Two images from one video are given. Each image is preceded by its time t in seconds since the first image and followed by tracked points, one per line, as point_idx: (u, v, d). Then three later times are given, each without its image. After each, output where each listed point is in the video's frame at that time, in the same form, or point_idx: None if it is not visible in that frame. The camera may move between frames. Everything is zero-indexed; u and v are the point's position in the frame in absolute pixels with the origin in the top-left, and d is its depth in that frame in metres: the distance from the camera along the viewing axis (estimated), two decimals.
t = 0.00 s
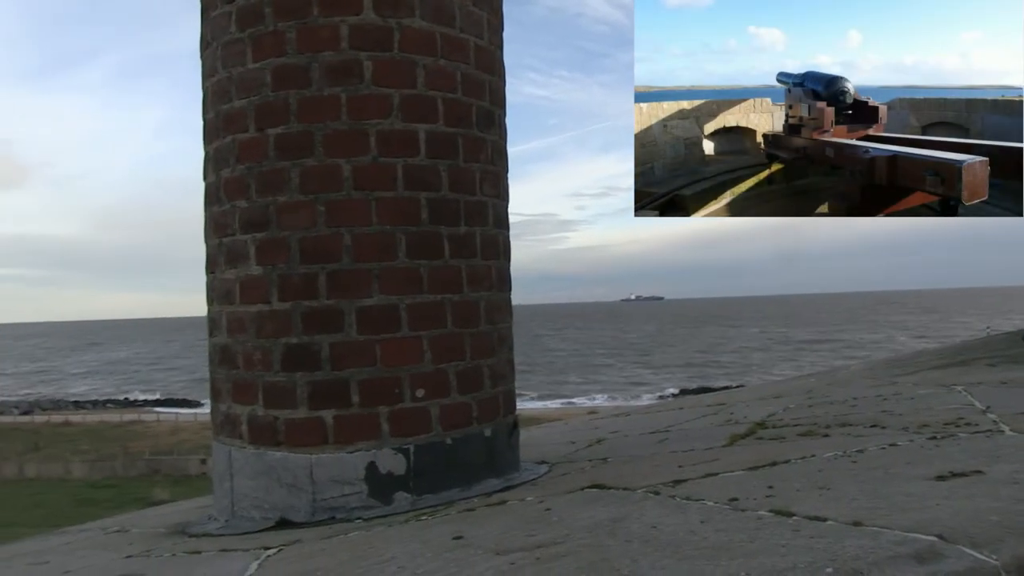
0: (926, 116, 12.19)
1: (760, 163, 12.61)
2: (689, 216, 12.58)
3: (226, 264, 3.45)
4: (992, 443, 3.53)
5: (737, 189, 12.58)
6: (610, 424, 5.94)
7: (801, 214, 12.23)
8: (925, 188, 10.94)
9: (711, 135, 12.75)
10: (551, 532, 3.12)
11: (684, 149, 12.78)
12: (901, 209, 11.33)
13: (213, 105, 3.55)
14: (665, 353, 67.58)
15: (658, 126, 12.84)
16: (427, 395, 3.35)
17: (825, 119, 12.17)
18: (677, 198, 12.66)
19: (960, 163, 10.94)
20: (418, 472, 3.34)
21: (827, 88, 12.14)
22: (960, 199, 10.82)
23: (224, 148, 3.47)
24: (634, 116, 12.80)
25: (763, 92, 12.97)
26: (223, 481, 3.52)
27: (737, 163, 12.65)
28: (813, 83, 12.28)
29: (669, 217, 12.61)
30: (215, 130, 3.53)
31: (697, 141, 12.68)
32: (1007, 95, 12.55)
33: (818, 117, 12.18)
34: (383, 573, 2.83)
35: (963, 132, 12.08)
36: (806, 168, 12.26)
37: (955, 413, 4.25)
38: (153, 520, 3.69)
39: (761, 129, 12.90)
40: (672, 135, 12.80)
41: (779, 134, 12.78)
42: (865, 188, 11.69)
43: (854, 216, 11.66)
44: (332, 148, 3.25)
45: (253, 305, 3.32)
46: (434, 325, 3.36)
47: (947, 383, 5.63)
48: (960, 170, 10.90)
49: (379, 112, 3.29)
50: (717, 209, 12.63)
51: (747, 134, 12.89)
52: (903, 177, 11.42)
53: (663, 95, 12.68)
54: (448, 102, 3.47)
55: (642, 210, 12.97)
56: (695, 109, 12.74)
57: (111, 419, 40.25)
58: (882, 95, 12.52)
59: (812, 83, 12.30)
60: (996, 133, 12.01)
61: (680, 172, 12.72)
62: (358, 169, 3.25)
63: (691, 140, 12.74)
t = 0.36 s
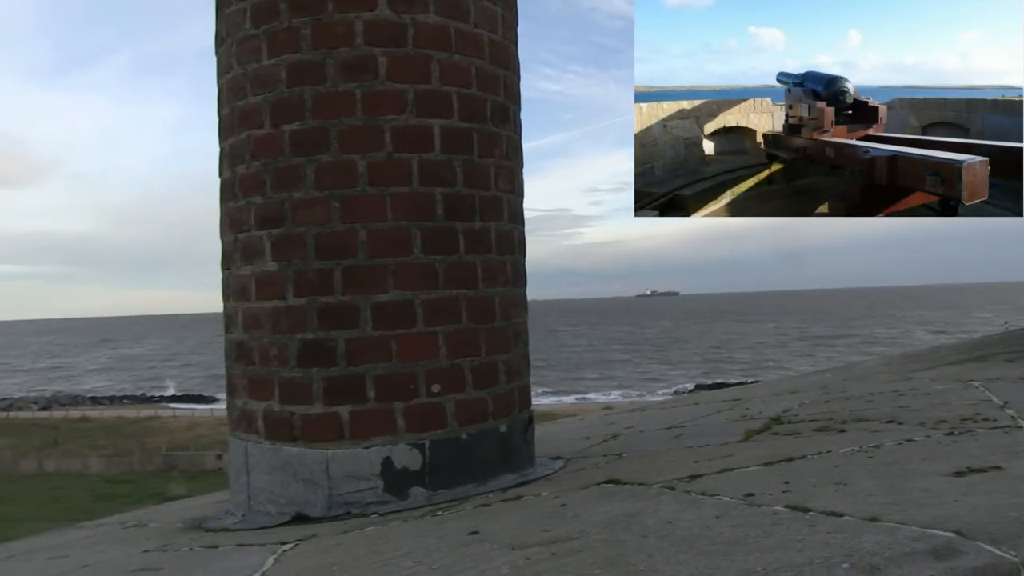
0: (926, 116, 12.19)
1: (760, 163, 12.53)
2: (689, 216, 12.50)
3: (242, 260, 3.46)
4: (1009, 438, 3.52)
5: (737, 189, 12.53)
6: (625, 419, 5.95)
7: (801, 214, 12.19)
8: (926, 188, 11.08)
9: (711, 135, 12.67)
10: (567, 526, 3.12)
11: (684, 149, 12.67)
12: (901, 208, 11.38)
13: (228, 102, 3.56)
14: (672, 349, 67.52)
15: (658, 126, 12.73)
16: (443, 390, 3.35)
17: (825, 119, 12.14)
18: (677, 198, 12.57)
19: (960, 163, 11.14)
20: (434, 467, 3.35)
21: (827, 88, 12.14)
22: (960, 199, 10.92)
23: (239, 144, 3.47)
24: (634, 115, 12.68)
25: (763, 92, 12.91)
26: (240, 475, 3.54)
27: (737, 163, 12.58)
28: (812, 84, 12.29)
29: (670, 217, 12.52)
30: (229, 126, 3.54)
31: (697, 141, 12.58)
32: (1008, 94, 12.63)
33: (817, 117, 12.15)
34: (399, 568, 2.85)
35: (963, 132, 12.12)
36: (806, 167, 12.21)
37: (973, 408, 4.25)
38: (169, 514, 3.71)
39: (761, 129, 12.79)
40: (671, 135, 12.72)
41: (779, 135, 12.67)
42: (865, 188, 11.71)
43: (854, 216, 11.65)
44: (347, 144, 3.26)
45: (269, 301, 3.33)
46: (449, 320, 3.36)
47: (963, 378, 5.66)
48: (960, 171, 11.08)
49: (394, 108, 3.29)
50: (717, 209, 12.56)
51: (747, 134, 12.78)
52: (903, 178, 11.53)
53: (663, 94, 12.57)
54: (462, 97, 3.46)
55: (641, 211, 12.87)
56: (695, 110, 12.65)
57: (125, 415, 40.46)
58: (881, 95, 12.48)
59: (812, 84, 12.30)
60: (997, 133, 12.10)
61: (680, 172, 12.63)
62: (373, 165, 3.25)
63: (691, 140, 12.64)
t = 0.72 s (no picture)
0: (926, 116, 12.17)
1: (760, 162, 12.55)
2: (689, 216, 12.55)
3: (258, 253, 3.47)
4: None
5: (737, 189, 12.57)
6: (639, 412, 5.96)
7: (801, 213, 12.27)
8: (926, 188, 11.12)
9: (711, 135, 12.68)
10: (583, 520, 3.12)
11: (684, 149, 12.68)
12: (902, 209, 11.47)
13: (244, 96, 3.57)
14: (684, 343, 67.48)
15: (658, 126, 12.72)
16: (459, 382, 3.35)
17: (824, 120, 12.13)
18: (677, 198, 12.61)
19: (959, 163, 11.15)
20: (451, 459, 3.35)
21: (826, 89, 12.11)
22: (959, 199, 10.97)
23: (256, 137, 3.48)
24: (634, 116, 12.65)
25: (763, 92, 12.88)
26: (257, 468, 3.56)
27: (737, 163, 12.60)
28: (812, 84, 12.25)
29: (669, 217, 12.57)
30: (246, 120, 3.55)
31: (697, 141, 12.58)
32: (1008, 94, 12.54)
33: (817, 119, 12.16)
34: (416, 560, 2.86)
35: (962, 133, 12.07)
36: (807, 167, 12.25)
37: (993, 402, 4.21)
38: (187, 506, 3.74)
39: (761, 129, 12.79)
40: (672, 135, 12.71)
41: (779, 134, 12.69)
42: (866, 188, 11.78)
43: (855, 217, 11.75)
44: (363, 137, 3.26)
45: (286, 294, 3.33)
46: (465, 313, 3.36)
47: (982, 371, 5.60)
48: (960, 171, 11.09)
49: (410, 101, 3.29)
50: (717, 209, 12.57)
51: (747, 135, 12.77)
52: (903, 179, 11.56)
53: (662, 94, 12.56)
54: (478, 90, 3.45)
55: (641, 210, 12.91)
56: (695, 110, 12.63)
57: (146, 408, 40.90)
58: (881, 95, 12.47)
59: (811, 84, 12.27)
60: (997, 134, 12.01)
61: (680, 172, 12.66)
62: (389, 158, 3.25)
63: (691, 142, 12.64)
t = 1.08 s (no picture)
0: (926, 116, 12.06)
1: (760, 163, 12.50)
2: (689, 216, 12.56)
3: (278, 247, 3.49)
4: None
5: (737, 189, 12.55)
6: (659, 405, 5.96)
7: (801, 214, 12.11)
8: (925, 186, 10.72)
9: (711, 135, 12.71)
10: (604, 512, 3.13)
11: (684, 149, 12.74)
12: (901, 209, 11.14)
13: (264, 90, 3.58)
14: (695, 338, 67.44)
15: (658, 126, 12.80)
16: (478, 375, 3.35)
17: (823, 120, 12.00)
18: (677, 198, 12.64)
19: (959, 163, 10.83)
20: (470, 452, 3.35)
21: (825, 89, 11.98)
22: (959, 198, 10.67)
23: (276, 132, 3.50)
24: (634, 116, 12.72)
25: (763, 92, 12.86)
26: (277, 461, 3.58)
27: (737, 163, 12.58)
28: (812, 85, 12.14)
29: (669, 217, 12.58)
30: (266, 114, 3.56)
31: (697, 141, 12.64)
32: (1006, 94, 12.48)
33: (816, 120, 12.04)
34: (437, 552, 2.86)
35: (963, 133, 11.99)
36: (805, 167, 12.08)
37: (1019, 397, 4.15)
38: (208, 498, 3.79)
39: (761, 129, 12.77)
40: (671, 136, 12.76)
41: (780, 135, 12.56)
42: (865, 188, 11.50)
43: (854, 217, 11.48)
44: (383, 130, 3.26)
45: (305, 288, 3.35)
46: (485, 306, 3.36)
47: (1007, 366, 5.52)
48: (960, 171, 10.78)
49: (429, 94, 3.29)
50: (717, 209, 12.56)
51: (748, 135, 12.77)
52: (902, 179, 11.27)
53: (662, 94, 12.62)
54: (497, 83, 3.45)
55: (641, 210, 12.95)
56: (695, 110, 12.67)
57: (167, 400, 41.37)
58: (881, 95, 12.35)
59: (811, 85, 12.16)
60: (996, 133, 11.96)
61: (680, 172, 12.71)
62: (408, 152, 3.26)
63: (691, 141, 12.70)
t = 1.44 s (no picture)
0: (926, 116, 11.92)
1: (760, 163, 12.42)
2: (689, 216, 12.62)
3: (303, 242, 3.51)
4: None
5: (737, 189, 12.54)
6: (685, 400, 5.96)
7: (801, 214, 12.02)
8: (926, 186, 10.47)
9: (711, 135, 12.71)
10: (629, 507, 3.13)
11: (683, 149, 12.78)
12: (901, 209, 10.97)
13: (289, 87, 3.60)
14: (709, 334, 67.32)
15: (658, 126, 12.82)
16: (503, 370, 3.36)
17: (823, 120, 11.84)
18: (677, 198, 12.71)
19: (959, 163, 10.63)
20: (495, 448, 3.36)
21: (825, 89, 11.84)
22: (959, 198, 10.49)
23: (301, 128, 3.51)
24: (634, 116, 12.80)
25: (763, 92, 12.77)
26: (303, 455, 3.60)
27: (737, 163, 12.56)
28: (812, 85, 12.01)
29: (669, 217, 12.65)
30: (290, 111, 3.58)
31: (695, 142, 12.69)
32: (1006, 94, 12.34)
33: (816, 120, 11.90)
34: (462, 547, 2.87)
35: (964, 133, 11.88)
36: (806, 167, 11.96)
37: None
38: (236, 492, 3.85)
39: (761, 129, 12.71)
40: (673, 136, 12.77)
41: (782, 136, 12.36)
42: (865, 188, 11.32)
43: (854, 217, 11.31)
44: (407, 126, 3.27)
45: (330, 283, 3.36)
46: (509, 301, 3.36)
47: None
48: (960, 171, 10.58)
49: (454, 89, 3.29)
50: (717, 209, 12.62)
51: (748, 135, 12.74)
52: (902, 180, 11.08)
53: (661, 95, 12.65)
54: (522, 77, 3.45)
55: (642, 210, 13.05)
56: (694, 109, 12.58)
57: (192, 395, 41.85)
58: (880, 95, 12.14)
59: (811, 85, 12.03)
60: (998, 133, 11.85)
61: (680, 172, 12.78)
62: (433, 147, 3.26)
63: (691, 142, 12.74)
